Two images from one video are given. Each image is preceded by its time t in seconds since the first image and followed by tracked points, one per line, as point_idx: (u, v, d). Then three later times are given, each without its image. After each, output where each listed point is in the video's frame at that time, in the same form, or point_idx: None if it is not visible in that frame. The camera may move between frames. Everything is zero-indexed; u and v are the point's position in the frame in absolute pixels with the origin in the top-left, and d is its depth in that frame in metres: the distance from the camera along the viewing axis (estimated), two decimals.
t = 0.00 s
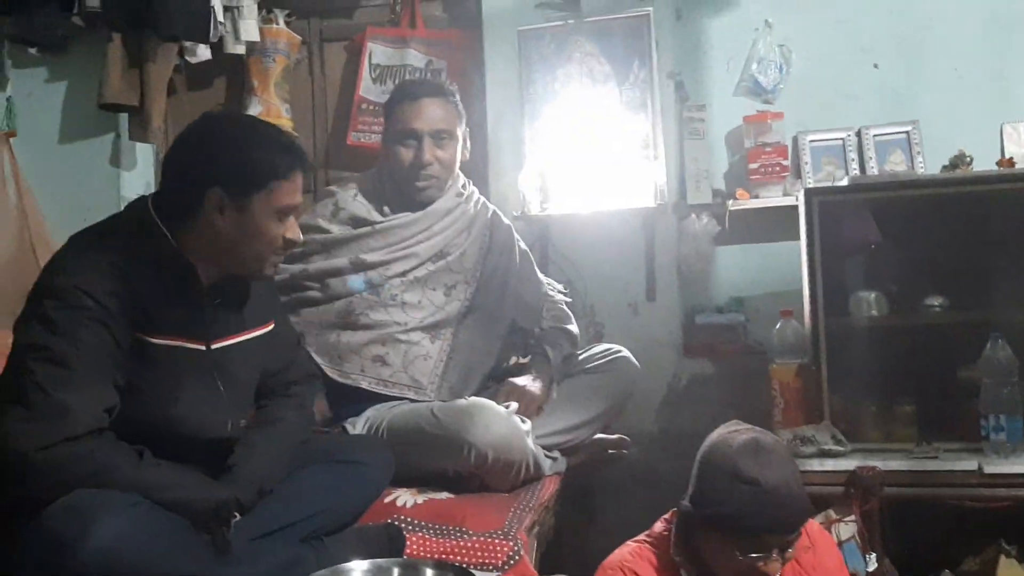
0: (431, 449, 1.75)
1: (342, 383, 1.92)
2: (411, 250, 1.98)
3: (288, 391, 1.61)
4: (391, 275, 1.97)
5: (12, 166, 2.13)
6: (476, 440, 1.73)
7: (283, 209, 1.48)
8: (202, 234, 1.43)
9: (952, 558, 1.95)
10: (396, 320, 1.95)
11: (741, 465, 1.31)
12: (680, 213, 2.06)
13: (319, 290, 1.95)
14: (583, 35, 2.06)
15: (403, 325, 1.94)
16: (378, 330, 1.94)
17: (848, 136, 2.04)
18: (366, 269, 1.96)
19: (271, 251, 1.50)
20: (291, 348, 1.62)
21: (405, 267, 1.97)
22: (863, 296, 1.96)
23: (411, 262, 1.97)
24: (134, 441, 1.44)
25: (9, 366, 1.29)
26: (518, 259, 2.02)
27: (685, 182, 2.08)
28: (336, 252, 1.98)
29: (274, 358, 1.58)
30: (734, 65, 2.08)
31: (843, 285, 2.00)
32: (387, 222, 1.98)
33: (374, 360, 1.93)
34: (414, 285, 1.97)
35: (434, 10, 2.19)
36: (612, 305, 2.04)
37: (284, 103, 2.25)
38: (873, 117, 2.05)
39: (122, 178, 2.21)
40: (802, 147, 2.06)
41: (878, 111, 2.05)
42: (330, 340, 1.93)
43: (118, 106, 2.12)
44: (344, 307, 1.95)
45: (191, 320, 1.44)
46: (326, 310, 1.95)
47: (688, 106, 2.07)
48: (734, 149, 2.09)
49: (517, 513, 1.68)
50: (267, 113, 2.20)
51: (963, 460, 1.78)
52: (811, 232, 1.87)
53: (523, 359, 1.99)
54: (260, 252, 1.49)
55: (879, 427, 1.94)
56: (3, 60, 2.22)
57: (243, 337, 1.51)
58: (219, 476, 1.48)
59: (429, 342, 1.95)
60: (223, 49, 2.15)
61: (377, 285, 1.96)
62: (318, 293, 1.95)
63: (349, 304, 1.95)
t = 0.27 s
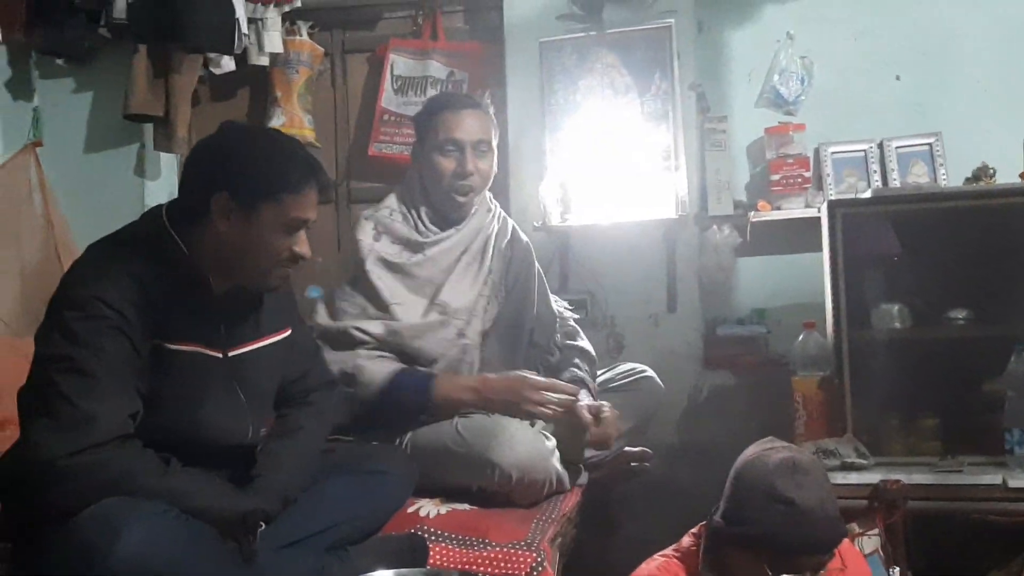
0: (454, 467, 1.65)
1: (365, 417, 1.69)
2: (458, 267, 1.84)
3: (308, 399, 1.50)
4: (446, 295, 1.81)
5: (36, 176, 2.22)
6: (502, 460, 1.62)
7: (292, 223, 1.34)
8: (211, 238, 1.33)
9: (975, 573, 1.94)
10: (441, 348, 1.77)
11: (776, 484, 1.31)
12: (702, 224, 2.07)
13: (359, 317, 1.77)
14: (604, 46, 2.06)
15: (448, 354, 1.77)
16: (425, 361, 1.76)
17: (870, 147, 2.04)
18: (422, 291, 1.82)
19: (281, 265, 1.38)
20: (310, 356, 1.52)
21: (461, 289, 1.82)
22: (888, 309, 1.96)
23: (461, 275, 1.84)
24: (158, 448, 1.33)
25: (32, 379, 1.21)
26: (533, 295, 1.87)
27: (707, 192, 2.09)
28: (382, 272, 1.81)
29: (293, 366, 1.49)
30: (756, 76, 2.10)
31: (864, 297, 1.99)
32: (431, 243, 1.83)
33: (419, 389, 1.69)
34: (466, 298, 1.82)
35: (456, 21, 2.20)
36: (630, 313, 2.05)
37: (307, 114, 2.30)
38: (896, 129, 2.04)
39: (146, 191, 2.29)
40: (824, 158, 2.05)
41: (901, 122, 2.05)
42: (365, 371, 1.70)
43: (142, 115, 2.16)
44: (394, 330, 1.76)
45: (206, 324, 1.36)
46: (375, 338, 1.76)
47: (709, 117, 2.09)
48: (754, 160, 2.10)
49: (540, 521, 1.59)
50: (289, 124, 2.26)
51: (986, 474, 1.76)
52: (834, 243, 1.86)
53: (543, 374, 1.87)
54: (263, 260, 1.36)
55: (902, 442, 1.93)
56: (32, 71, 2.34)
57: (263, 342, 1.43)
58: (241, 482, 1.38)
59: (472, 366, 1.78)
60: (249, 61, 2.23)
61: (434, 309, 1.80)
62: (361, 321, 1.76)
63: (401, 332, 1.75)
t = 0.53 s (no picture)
0: (477, 475, 1.60)
1: (423, 426, 1.72)
2: (507, 283, 1.80)
3: (311, 400, 1.48)
4: (505, 313, 1.78)
5: (59, 180, 2.30)
6: (526, 472, 1.55)
7: (289, 225, 1.28)
8: (207, 235, 1.28)
9: None
10: (506, 368, 1.76)
11: (805, 498, 1.30)
12: (722, 231, 2.06)
13: (415, 338, 1.72)
14: (625, 53, 2.07)
15: (513, 375, 1.78)
16: (494, 382, 1.74)
17: (892, 154, 2.01)
18: (480, 306, 1.78)
19: (276, 264, 1.32)
20: (311, 353, 1.50)
21: (517, 307, 1.81)
22: (909, 317, 1.94)
23: (512, 292, 1.81)
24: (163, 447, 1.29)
25: (36, 383, 1.18)
26: (556, 302, 1.88)
27: (728, 200, 2.09)
28: (434, 289, 1.74)
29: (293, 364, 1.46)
30: (778, 82, 2.10)
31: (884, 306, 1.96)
32: (474, 259, 1.78)
33: (496, 414, 1.67)
34: (522, 315, 1.81)
35: (476, 28, 2.26)
36: (650, 320, 2.02)
37: (326, 120, 2.31)
38: (918, 136, 2.04)
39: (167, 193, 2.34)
40: (845, 166, 2.03)
41: (923, 131, 2.04)
42: (433, 394, 1.69)
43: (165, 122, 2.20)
44: (464, 352, 1.72)
45: (209, 322, 1.31)
46: (437, 359, 1.71)
47: (730, 124, 2.09)
48: (776, 167, 2.10)
49: (560, 530, 1.53)
50: (310, 131, 2.27)
51: (1011, 485, 1.73)
52: (854, 252, 1.86)
53: (565, 386, 1.86)
54: (256, 259, 1.30)
55: (924, 451, 1.89)
56: (57, 78, 2.45)
57: (266, 338, 1.39)
58: (256, 485, 1.37)
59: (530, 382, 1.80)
60: (270, 67, 2.24)
61: (495, 328, 1.76)
62: (419, 341, 1.71)
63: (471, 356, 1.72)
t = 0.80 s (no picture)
0: (494, 480, 1.58)
1: (441, 434, 1.71)
2: (525, 292, 1.80)
3: (326, 405, 1.47)
4: (519, 325, 1.78)
5: (79, 182, 2.41)
6: (542, 480, 1.53)
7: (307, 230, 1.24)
8: (222, 237, 1.24)
9: None
10: (523, 381, 1.75)
11: (829, 511, 1.29)
12: (741, 236, 2.04)
13: (431, 350, 1.72)
14: (643, 56, 2.06)
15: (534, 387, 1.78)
16: (512, 394, 1.74)
17: (912, 159, 2.00)
18: (495, 316, 1.79)
19: (289, 269, 1.27)
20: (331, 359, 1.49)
21: (533, 317, 1.81)
22: (929, 322, 1.92)
23: (530, 298, 1.82)
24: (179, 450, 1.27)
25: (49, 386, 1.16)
26: (583, 302, 1.86)
27: (745, 206, 2.05)
28: (448, 301, 1.74)
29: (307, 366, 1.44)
30: (797, 86, 2.08)
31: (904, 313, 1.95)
32: (491, 269, 1.77)
33: (509, 425, 1.65)
34: (539, 327, 1.81)
35: (494, 31, 2.26)
36: (667, 326, 2.05)
37: (344, 123, 2.32)
38: (939, 140, 2.02)
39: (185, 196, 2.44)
40: (864, 170, 2.02)
41: (943, 136, 2.02)
42: (448, 404, 1.68)
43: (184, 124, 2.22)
44: (478, 365, 1.71)
45: (223, 324, 1.28)
46: (452, 371, 1.70)
47: (748, 128, 2.07)
48: (795, 172, 2.08)
49: (577, 535, 1.52)
50: (327, 134, 2.27)
51: None
52: (875, 258, 1.84)
53: (585, 395, 1.84)
54: (270, 263, 1.25)
55: (944, 457, 1.88)
56: (77, 80, 2.50)
57: (282, 342, 1.35)
58: (274, 488, 1.36)
59: (551, 391, 1.81)
60: (289, 71, 2.24)
61: (509, 341, 1.76)
62: (434, 353, 1.71)
63: (485, 369, 1.70)
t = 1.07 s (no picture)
0: (508, 483, 1.57)
1: (454, 440, 1.71)
2: (537, 296, 1.81)
3: (346, 413, 1.42)
4: (531, 328, 1.79)
5: (95, 182, 2.43)
6: (557, 484, 1.52)
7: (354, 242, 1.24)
8: (267, 245, 1.25)
9: None
10: (536, 384, 1.76)
11: (847, 518, 1.28)
12: (755, 238, 2.02)
13: (443, 354, 1.71)
14: (658, 58, 2.06)
15: (547, 391, 1.78)
16: (525, 398, 1.74)
17: (928, 162, 1.99)
18: (507, 319, 1.79)
19: (334, 280, 1.27)
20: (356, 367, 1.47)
21: (545, 322, 1.81)
22: (946, 326, 1.90)
23: (542, 302, 1.83)
24: (207, 452, 1.27)
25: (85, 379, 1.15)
26: (597, 301, 1.87)
27: (759, 208, 2.04)
28: (460, 305, 1.74)
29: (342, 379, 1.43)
30: (811, 89, 2.07)
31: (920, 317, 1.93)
32: (503, 273, 1.78)
33: (522, 427, 1.65)
34: (551, 331, 1.81)
35: (508, 33, 2.26)
36: (681, 329, 2.05)
37: (359, 124, 2.34)
38: (956, 142, 2.01)
39: (200, 197, 2.46)
40: (880, 173, 2.01)
41: (960, 139, 2.01)
42: (460, 409, 1.67)
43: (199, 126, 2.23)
44: (489, 370, 1.72)
45: (262, 333, 1.29)
46: (464, 376, 1.69)
47: (763, 130, 2.06)
48: (810, 173, 2.07)
49: (589, 537, 1.52)
50: (342, 134, 2.30)
51: None
52: (891, 262, 1.82)
53: (597, 399, 1.84)
54: (315, 272, 1.26)
55: (961, 462, 1.86)
56: (93, 81, 2.51)
57: (319, 355, 1.36)
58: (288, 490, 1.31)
59: (565, 396, 1.80)
60: (303, 72, 2.24)
61: (520, 346, 1.77)
62: (446, 357, 1.71)
63: (497, 375, 1.71)
